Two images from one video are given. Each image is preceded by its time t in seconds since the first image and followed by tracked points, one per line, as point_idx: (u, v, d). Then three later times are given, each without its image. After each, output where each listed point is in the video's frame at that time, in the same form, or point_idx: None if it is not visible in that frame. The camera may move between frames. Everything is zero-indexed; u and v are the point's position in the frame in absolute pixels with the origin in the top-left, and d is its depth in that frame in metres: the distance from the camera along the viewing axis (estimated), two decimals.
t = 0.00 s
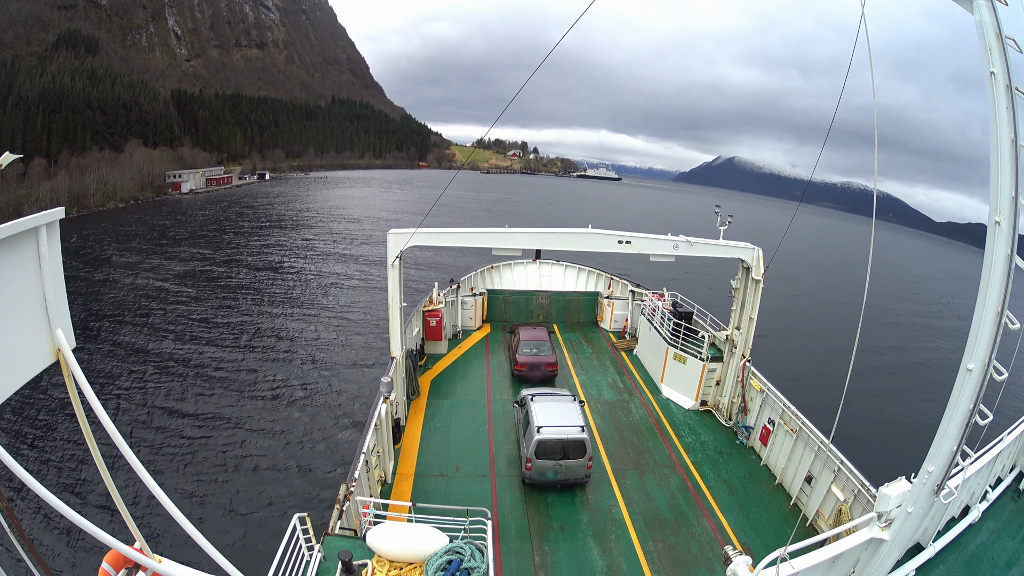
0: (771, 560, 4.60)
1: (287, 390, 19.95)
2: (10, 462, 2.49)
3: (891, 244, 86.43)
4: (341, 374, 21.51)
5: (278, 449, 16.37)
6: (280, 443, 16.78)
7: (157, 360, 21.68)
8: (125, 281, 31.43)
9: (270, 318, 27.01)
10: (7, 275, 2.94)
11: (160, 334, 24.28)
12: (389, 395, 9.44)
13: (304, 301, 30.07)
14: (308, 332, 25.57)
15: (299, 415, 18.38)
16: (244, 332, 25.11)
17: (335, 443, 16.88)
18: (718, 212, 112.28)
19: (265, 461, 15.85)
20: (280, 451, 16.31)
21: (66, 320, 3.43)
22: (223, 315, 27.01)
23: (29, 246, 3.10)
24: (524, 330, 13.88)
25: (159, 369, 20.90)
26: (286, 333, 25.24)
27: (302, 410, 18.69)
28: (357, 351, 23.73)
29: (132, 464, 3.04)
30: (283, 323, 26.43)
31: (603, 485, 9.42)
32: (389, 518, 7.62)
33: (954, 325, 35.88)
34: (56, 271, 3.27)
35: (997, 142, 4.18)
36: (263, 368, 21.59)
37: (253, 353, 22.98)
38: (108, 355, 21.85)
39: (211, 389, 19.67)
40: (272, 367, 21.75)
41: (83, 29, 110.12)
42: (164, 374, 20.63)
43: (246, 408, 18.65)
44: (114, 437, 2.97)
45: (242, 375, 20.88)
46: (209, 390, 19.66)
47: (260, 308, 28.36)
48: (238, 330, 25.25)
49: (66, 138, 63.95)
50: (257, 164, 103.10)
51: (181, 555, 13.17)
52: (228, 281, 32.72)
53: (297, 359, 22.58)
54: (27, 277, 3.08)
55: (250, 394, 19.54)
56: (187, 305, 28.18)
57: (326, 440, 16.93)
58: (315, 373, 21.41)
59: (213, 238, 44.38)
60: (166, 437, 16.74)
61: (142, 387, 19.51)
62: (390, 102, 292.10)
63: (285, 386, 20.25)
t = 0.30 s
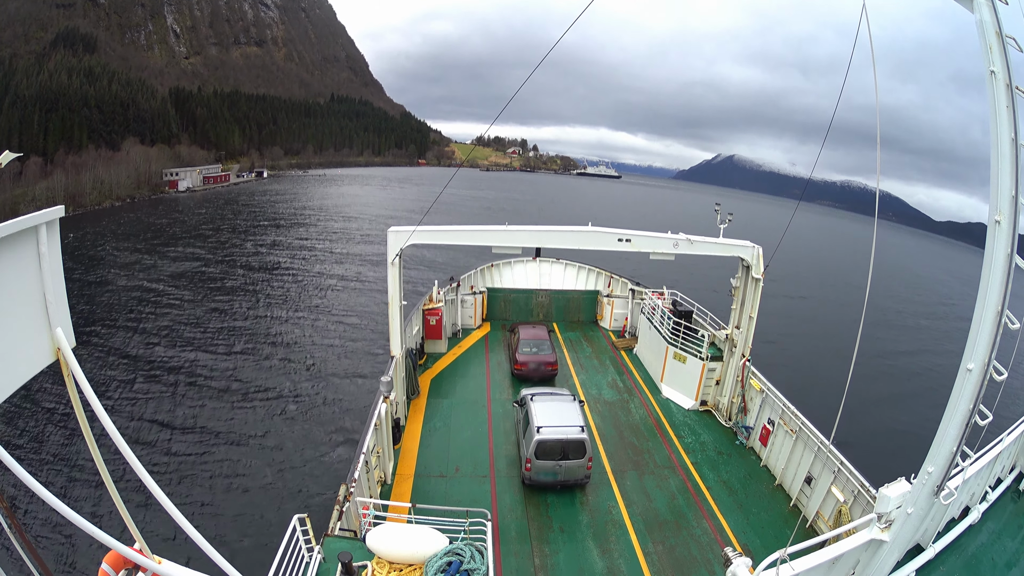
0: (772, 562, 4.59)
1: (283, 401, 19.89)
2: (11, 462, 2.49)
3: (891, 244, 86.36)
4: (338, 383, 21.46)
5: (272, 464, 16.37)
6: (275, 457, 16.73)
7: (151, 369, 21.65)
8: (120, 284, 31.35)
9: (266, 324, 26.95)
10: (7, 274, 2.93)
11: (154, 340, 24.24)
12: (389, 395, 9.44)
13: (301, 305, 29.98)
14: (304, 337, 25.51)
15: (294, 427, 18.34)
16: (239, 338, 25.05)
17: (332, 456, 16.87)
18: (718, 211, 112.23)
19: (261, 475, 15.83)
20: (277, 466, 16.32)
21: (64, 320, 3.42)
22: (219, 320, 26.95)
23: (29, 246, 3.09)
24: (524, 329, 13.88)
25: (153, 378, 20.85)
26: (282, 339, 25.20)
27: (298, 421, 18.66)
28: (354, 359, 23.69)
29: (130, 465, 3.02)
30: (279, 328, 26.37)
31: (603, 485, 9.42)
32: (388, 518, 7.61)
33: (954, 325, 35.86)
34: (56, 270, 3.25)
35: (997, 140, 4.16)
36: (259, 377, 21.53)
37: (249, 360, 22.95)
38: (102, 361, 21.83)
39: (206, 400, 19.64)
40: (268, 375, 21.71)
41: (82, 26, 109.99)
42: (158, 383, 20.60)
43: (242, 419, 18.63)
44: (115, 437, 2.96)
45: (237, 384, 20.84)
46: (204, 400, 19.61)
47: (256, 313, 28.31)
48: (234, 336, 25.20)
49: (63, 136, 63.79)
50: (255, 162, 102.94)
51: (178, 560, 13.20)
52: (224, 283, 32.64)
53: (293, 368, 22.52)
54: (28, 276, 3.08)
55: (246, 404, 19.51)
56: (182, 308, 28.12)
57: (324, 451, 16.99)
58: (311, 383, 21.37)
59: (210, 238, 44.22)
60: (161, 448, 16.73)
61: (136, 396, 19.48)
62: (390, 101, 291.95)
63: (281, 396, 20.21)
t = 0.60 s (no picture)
0: (771, 560, 4.58)
1: (281, 395, 19.62)
2: (11, 463, 2.47)
3: (890, 243, 86.36)
4: (338, 376, 21.24)
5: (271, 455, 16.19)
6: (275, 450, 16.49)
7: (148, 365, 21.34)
8: (116, 283, 31.00)
9: (264, 320, 26.65)
10: (7, 274, 2.93)
11: (150, 338, 23.91)
12: (389, 394, 9.44)
13: (299, 302, 29.68)
14: (303, 334, 25.25)
15: (293, 421, 18.10)
16: (236, 334, 24.74)
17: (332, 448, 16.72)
18: (718, 211, 112.12)
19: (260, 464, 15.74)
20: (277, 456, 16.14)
21: (64, 320, 3.41)
22: (216, 317, 26.60)
23: (29, 245, 3.08)
24: (524, 328, 13.87)
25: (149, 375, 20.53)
26: (280, 335, 24.94)
27: (298, 415, 18.36)
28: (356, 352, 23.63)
29: (132, 465, 3.03)
30: (278, 325, 26.08)
31: (603, 484, 9.41)
32: (388, 517, 7.61)
33: (953, 325, 35.87)
34: (56, 270, 3.25)
35: (996, 141, 4.16)
36: (256, 372, 21.24)
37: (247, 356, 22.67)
38: (98, 360, 21.47)
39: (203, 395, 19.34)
40: (266, 371, 21.41)
41: (80, 26, 109.97)
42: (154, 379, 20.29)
43: (240, 414, 18.36)
44: (116, 437, 2.96)
45: (235, 380, 20.55)
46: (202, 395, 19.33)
47: (254, 310, 27.97)
48: (232, 332, 24.90)
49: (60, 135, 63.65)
50: (254, 162, 102.84)
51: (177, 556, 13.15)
52: (221, 282, 32.30)
53: (292, 363, 22.25)
54: (27, 276, 3.07)
55: (244, 399, 19.23)
56: (179, 306, 27.80)
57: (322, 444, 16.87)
58: (311, 377, 21.09)
59: (207, 238, 43.89)
60: (158, 442, 16.48)
61: (132, 392, 19.16)
62: (390, 100, 291.95)
63: (280, 390, 19.94)
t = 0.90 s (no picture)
0: (771, 560, 4.58)
1: (282, 397, 19.76)
2: (10, 463, 2.48)
3: (890, 244, 86.39)
4: (337, 380, 21.32)
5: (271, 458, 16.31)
6: (273, 454, 16.50)
7: (146, 368, 21.35)
8: (113, 286, 30.98)
9: (262, 323, 26.71)
10: (6, 275, 2.93)
11: (149, 343, 23.75)
12: (389, 394, 9.45)
13: (296, 304, 29.71)
14: (302, 336, 25.37)
15: (292, 427, 17.99)
16: (235, 337, 24.82)
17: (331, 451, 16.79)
18: (717, 211, 112.04)
19: (262, 468, 15.95)
20: (280, 461, 16.26)
21: (64, 320, 3.42)
22: (214, 320, 26.67)
23: (29, 245, 3.08)
24: (524, 329, 13.86)
25: (148, 379, 20.56)
26: (279, 337, 25.05)
27: (297, 424, 18.14)
28: (357, 355, 23.69)
29: (131, 465, 3.03)
30: (276, 328, 26.16)
31: (603, 484, 9.41)
32: (389, 517, 7.60)
33: (953, 325, 35.89)
34: (56, 270, 3.25)
35: (997, 141, 4.16)
36: (256, 375, 21.35)
37: (246, 358, 22.78)
38: (95, 366, 21.22)
39: (202, 399, 19.43)
40: (265, 374, 21.50)
41: (79, 27, 109.88)
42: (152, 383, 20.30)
43: (240, 416, 18.50)
44: (115, 437, 2.96)
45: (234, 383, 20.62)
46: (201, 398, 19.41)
47: (252, 313, 28.02)
48: (230, 335, 24.98)
49: (56, 137, 63.50)
50: (252, 163, 102.80)
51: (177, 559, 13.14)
52: (218, 284, 32.33)
53: (289, 365, 22.37)
54: (26, 275, 3.07)
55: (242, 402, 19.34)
56: (177, 309, 27.80)
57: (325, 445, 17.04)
58: (310, 380, 21.22)
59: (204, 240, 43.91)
60: (157, 446, 16.50)
61: (131, 399, 18.98)
62: (389, 101, 292.02)
63: (278, 393, 20.06)
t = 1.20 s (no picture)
0: (771, 560, 4.58)
1: (282, 399, 19.66)
2: (11, 463, 2.48)
3: (890, 244, 86.36)
4: (338, 382, 21.28)
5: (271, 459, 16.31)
6: (274, 456, 16.50)
7: (145, 371, 21.28)
8: (112, 289, 30.88)
9: (262, 325, 26.61)
10: (8, 275, 2.93)
11: (149, 346, 23.62)
12: (389, 394, 9.44)
13: (296, 305, 29.63)
14: (302, 337, 25.28)
15: (292, 431, 17.85)
16: (235, 339, 24.72)
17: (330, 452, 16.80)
18: (717, 211, 112.02)
19: (264, 469, 15.99)
20: (281, 461, 16.30)
21: (64, 319, 3.41)
22: (214, 322, 26.56)
23: (29, 246, 3.08)
24: (524, 328, 13.85)
25: (147, 381, 20.48)
26: (279, 339, 24.96)
27: (296, 428, 18.00)
28: (357, 356, 23.66)
29: (131, 464, 3.02)
30: (276, 329, 26.06)
31: (603, 484, 9.41)
32: (388, 517, 7.59)
33: (953, 325, 35.88)
34: (56, 270, 3.25)
35: (997, 140, 4.16)
36: (256, 377, 21.26)
37: (246, 360, 22.69)
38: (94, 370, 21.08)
39: (204, 401, 19.43)
40: (266, 376, 21.42)
41: (77, 27, 109.71)
42: (152, 386, 20.23)
43: (240, 419, 18.44)
44: (116, 437, 2.97)
45: (235, 386, 20.53)
46: (202, 401, 19.34)
47: (253, 314, 27.96)
48: (230, 337, 24.90)
49: (52, 137, 63.29)
50: (251, 163, 102.64)
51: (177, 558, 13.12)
52: (217, 287, 32.20)
53: (289, 367, 22.28)
54: (28, 276, 3.08)
55: (244, 404, 19.27)
56: (176, 312, 27.69)
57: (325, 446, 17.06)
58: (312, 381, 21.16)
59: (202, 241, 43.79)
60: (156, 450, 16.43)
61: (130, 403, 18.88)
62: (388, 101, 291.91)
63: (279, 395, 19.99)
